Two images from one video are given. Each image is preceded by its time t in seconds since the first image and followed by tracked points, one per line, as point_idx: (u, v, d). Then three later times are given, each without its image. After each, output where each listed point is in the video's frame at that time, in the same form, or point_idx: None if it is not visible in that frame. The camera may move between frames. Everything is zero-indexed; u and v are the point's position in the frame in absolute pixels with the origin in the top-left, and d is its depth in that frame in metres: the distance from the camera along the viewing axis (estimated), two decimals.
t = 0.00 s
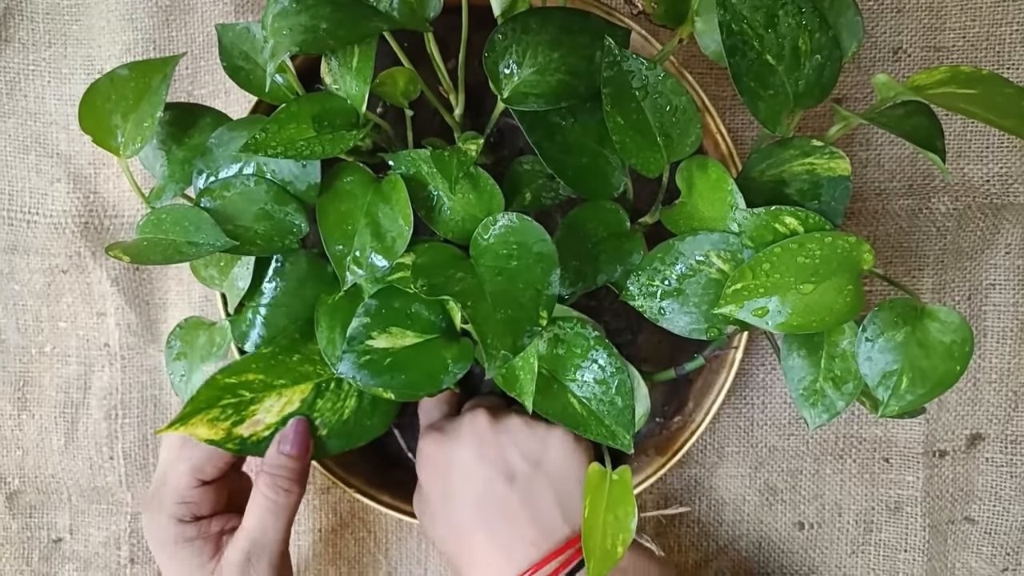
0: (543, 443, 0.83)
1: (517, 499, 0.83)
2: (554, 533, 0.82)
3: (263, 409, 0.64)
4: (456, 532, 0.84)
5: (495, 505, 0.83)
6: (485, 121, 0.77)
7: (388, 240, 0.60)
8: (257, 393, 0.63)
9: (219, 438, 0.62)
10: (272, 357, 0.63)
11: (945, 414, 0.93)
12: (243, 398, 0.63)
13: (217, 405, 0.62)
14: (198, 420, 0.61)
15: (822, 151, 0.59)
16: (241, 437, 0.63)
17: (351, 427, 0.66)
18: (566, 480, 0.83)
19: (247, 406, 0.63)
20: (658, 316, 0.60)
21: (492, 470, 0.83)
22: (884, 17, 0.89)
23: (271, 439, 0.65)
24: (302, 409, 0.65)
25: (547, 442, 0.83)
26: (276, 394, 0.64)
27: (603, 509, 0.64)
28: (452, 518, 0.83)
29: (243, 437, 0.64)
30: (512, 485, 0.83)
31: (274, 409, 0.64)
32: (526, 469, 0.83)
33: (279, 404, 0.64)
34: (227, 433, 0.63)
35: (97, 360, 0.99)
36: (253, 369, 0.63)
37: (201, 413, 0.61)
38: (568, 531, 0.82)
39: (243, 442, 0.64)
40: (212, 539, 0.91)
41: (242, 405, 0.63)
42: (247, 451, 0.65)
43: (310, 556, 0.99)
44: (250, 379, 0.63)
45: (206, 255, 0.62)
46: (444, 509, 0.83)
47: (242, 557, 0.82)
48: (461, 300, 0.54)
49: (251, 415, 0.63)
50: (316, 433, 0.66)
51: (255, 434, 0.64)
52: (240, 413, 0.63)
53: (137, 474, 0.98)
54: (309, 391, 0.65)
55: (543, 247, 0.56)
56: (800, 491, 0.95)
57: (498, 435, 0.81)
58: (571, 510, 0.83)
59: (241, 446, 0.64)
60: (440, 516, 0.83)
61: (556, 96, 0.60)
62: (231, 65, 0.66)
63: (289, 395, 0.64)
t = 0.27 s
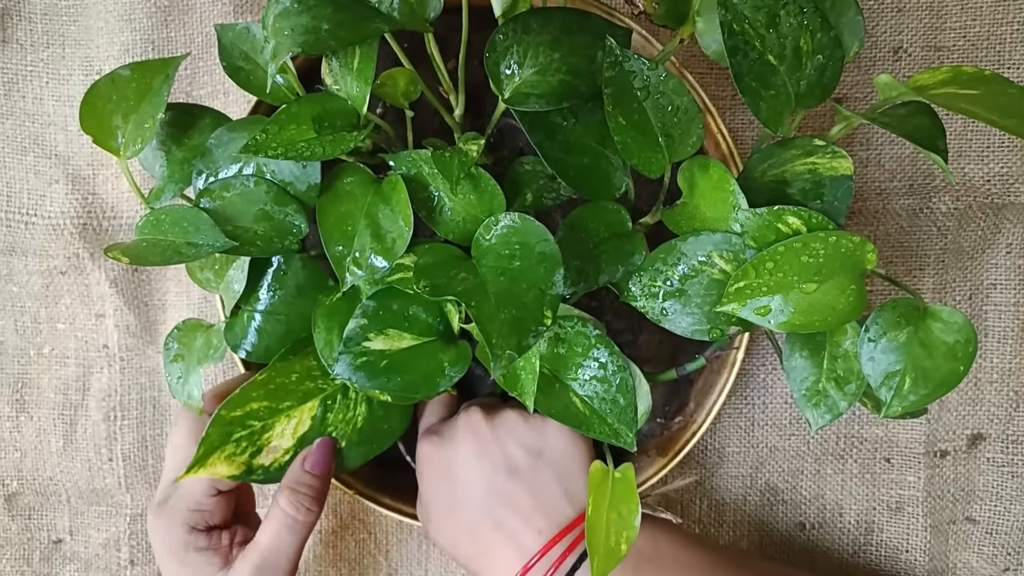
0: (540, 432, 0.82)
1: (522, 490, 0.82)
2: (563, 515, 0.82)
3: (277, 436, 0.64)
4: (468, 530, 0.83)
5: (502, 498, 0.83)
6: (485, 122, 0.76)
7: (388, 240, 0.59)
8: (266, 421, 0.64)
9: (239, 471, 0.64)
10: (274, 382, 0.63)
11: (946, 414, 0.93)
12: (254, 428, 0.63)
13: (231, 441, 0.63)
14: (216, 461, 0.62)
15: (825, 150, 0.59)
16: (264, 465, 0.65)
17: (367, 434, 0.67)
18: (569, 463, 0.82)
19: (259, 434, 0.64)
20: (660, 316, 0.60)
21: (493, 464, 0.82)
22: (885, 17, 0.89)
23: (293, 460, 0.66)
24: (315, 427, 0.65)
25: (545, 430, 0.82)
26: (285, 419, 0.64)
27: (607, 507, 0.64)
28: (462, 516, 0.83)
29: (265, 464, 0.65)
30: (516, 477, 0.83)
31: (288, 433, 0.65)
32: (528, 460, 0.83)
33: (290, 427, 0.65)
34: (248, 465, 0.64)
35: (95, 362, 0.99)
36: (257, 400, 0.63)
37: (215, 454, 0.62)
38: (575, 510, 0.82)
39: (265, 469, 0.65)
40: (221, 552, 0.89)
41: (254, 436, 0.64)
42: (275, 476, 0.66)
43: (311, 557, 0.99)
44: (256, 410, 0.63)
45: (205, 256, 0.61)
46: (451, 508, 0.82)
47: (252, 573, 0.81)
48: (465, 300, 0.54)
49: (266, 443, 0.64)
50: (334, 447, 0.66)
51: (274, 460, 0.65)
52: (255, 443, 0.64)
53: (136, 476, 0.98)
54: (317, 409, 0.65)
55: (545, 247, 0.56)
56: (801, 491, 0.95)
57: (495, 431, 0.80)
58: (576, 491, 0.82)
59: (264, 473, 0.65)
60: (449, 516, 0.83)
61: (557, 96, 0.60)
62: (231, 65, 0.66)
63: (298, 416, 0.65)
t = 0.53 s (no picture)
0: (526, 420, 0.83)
1: (507, 476, 0.83)
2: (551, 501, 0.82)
3: (271, 442, 0.63)
4: (456, 519, 0.83)
5: (490, 486, 0.83)
6: (484, 119, 0.76)
7: (388, 240, 0.60)
8: (261, 427, 0.63)
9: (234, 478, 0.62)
10: (268, 388, 0.63)
11: (945, 410, 0.93)
12: (249, 435, 0.63)
13: (225, 448, 0.62)
14: (210, 468, 0.61)
15: (824, 146, 0.59)
16: (257, 472, 0.63)
17: (361, 438, 0.67)
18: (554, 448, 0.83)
19: (254, 440, 0.63)
20: (658, 312, 0.60)
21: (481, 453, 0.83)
22: (884, 13, 0.88)
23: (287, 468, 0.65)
24: (309, 433, 0.64)
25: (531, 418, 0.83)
26: (280, 425, 0.64)
27: (607, 512, 0.64)
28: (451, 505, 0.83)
29: (259, 471, 0.63)
30: (503, 465, 0.83)
31: (282, 439, 0.64)
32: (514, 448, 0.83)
33: (284, 434, 0.64)
34: (242, 472, 0.63)
35: (94, 359, 0.99)
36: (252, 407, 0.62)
37: (208, 459, 0.61)
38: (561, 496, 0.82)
39: (259, 476, 0.63)
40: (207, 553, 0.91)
41: (248, 443, 0.63)
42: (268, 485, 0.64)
43: (310, 555, 0.99)
44: (250, 417, 0.62)
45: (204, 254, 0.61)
46: (438, 497, 0.82)
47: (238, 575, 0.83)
48: (463, 297, 0.54)
49: (261, 449, 0.63)
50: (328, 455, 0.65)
51: (268, 467, 0.64)
52: (249, 449, 0.63)
53: (135, 473, 0.98)
54: (310, 415, 0.64)
55: (543, 244, 0.56)
56: (800, 488, 0.95)
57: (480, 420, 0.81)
58: (563, 477, 0.83)
59: (258, 480, 0.64)
60: (438, 505, 0.83)
61: (556, 92, 0.60)
62: (229, 62, 0.66)
63: (292, 422, 0.64)
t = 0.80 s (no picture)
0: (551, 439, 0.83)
1: (523, 497, 0.81)
2: (563, 526, 0.82)
3: (255, 421, 0.61)
4: (463, 529, 0.81)
5: (503, 502, 0.81)
6: (484, 117, 0.76)
7: (392, 239, 0.60)
8: (243, 403, 0.61)
9: (215, 457, 0.59)
10: (252, 364, 0.62)
11: (945, 409, 0.93)
12: (229, 411, 0.60)
13: (205, 421, 0.59)
14: (188, 441, 0.58)
15: (824, 144, 0.59)
16: (241, 455, 0.60)
17: (348, 430, 0.64)
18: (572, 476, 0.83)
19: (236, 417, 0.60)
20: (659, 310, 0.60)
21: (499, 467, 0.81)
22: (884, 12, 0.89)
23: (270, 455, 0.61)
24: (292, 413, 0.62)
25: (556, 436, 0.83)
26: (264, 401, 0.62)
27: (606, 510, 0.64)
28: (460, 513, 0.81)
29: (241, 456, 0.60)
30: (520, 482, 0.82)
31: (265, 419, 0.61)
32: (533, 464, 0.82)
33: (269, 411, 0.62)
34: (223, 453, 0.59)
35: (94, 359, 0.98)
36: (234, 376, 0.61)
37: (190, 431, 0.58)
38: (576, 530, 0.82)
39: (242, 460, 0.60)
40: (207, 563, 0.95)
41: (230, 419, 0.60)
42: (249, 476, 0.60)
43: (309, 554, 0.99)
44: (233, 390, 0.61)
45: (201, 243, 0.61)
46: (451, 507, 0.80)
47: None
48: (462, 296, 0.54)
49: (244, 428, 0.60)
50: (312, 441, 0.63)
51: (252, 452, 0.60)
52: (231, 427, 0.60)
53: (135, 473, 0.98)
54: (294, 396, 0.63)
55: (543, 243, 0.56)
56: (801, 487, 0.95)
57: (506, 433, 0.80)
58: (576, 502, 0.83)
59: (241, 467, 0.60)
60: (447, 514, 0.81)
61: (556, 89, 0.60)
62: (230, 58, 0.66)
63: (275, 401, 0.62)
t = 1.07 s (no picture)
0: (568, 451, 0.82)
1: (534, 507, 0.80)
2: (573, 543, 0.80)
3: (253, 411, 0.62)
4: (473, 536, 0.80)
5: (515, 512, 0.80)
6: (489, 114, 0.76)
7: (396, 236, 0.60)
8: (243, 394, 0.62)
9: (211, 445, 0.61)
10: (256, 356, 0.63)
11: (950, 407, 0.93)
12: (229, 401, 0.62)
13: (204, 410, 0.61)
14: (185, 428, 0.61)
15: (831, 139, 0.59)
16: (235, 444, 0.62)
17: (344, 427, 0.65)
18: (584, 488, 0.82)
19: (235, 408, 0.62)
20: (666, 307, 0.60)
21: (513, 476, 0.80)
22: (888, 9, 0.88)
23: (265, 445, 0.63)
24: (292, 406, 0.63)
25: (573, 450, 0.82)
26: (265, 393, 0.63)
27: (612, 506, 0.64)
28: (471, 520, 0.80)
29: (237, 445, 0.62)
30: (534, 492, 0.80)
31: (264, 410, 0.63)
32: (547, 475, 0.81)
33: (268, 403, 0.63)
34: (220, 441, 0.61)
35: (97, 358, 0.98)
36: (235, 368, 0.62)
37: (189, 419, 0.60)
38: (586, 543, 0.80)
39: (237, 449, 0.62)
40: None
41: (229, 408, 0.62)
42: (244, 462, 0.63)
43: (313, 554, 0.98)
44: (234, 380, 0.62)
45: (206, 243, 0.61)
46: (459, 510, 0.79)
47: None
48: (471, 290, 0.54)
49: (242, 419, 0.62)
50: (309, 435, 0.64)
51: (248, 442, 0.62)
52: (230, 418, 0.62)
53: (139, 472, 0.98)
54: (295, 389, 0.64)
55: (551, 237, 0.55)
56: (806, 485, 0.95)
57: (520, 439, 0.80)
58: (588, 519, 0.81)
59: (237, 454, 0.62)
60: (458, 519, 0.80)
61: (562, 85, 0.60)
62: (234, 56, 0.66)
63: (276, 393, 0.63)
